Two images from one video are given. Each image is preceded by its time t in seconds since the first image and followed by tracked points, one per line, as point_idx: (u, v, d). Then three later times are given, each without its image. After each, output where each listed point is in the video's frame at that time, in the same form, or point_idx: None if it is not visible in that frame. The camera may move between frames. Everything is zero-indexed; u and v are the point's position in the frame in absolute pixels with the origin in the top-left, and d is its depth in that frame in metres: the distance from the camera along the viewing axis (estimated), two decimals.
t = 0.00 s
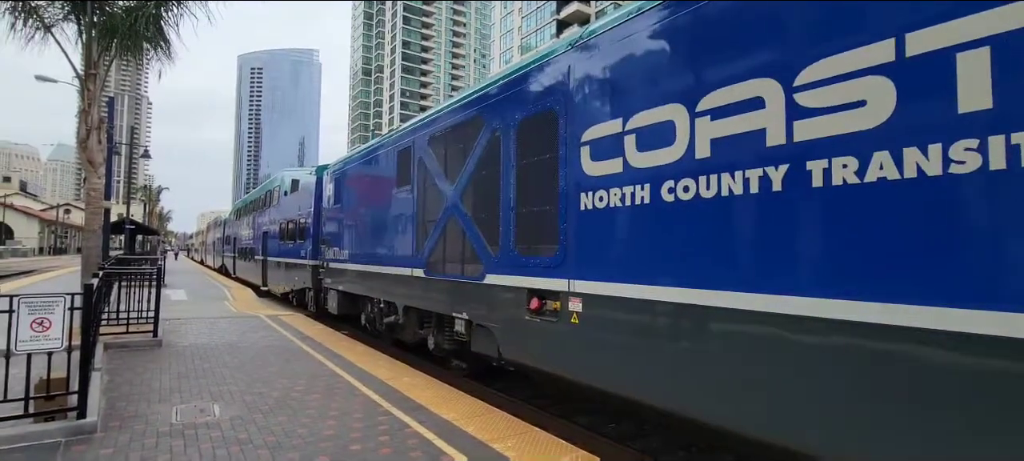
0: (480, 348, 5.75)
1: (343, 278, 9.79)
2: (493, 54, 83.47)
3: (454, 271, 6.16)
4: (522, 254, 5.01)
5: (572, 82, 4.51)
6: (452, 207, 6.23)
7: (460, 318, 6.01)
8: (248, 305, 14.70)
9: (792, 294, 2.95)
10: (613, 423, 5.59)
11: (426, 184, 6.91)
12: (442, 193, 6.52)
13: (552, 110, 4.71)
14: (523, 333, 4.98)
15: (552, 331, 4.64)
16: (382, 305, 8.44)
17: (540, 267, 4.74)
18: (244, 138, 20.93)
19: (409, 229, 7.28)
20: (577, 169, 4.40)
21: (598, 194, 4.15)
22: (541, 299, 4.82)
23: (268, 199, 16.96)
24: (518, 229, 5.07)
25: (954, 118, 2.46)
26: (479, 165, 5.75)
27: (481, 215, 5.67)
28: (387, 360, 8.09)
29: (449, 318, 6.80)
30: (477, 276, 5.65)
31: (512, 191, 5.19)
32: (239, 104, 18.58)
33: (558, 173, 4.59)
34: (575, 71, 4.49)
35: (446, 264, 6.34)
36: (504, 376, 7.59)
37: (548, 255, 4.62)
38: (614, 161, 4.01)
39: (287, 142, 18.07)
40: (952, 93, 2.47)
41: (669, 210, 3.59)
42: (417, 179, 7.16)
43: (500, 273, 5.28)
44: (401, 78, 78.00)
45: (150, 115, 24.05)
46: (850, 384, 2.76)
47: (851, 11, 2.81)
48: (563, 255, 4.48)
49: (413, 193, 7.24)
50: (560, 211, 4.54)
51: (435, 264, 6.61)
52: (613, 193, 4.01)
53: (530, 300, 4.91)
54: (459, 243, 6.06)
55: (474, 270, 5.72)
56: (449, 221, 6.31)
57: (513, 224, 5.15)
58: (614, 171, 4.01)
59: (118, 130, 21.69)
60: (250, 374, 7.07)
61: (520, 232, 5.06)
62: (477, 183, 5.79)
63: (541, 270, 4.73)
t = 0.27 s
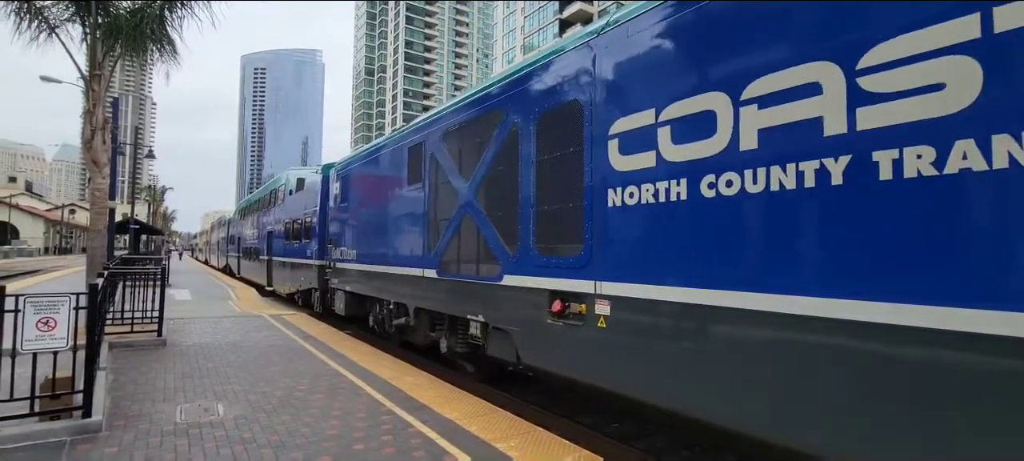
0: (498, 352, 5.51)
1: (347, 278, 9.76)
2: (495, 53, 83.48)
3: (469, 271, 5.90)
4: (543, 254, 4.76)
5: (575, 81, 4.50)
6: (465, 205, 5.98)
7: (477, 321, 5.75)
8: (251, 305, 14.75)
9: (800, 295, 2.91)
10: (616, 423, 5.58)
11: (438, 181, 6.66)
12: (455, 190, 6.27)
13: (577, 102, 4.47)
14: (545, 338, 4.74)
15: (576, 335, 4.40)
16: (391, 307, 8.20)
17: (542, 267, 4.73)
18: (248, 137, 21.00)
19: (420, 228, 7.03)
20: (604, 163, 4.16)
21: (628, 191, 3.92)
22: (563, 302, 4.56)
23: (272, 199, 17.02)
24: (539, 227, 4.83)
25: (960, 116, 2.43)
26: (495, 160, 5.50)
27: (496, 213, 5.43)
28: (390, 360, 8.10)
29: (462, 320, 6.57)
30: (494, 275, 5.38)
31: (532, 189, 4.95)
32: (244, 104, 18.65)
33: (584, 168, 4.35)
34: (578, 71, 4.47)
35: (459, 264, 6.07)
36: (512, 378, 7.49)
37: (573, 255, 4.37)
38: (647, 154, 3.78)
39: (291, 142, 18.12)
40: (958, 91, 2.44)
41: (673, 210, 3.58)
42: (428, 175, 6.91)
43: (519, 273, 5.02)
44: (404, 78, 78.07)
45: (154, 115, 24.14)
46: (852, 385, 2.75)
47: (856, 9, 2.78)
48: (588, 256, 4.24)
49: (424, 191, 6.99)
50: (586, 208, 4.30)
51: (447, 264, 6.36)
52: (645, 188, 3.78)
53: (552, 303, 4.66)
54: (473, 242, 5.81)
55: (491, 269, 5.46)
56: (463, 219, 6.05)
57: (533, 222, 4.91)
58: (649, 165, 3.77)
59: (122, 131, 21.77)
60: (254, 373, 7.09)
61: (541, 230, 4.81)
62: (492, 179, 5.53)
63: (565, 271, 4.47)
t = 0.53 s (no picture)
0: (514, 356, 5.29)
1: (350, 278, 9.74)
2: (497, 53, 83.47)
3: (482, 271, 5.68)
4: (564, 254, 4.54)
5: (577, 81, 4.50)
6: (479, 202, 5.77)
7: (492, 323, 5.53)
8: (254, 305, 14.79)
9: (809, 295, 2.89)
10: (618, 423, 5.57)
11: (449, 179, 6.45)
12: (467, 187, 6.06)
13: (601, 93, 4.24)
14: (565, 343, 4.55)
15: (600, 339, 4.18)
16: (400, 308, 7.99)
17: (545, 267, 4.73)
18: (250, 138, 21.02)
19: (430, 226, 6.83)
20: (632, 157, 3.93)
21: (659, 186, 3.69)
22: (587, 304, 4.34)
23: (274, 199, 17.07)
24: (559, 225, 4.62)
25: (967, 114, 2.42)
26: (511, 156, 5.29)
27: (512, 211, 5.23)
28: (392, 359, 8.11)
29: (475, 322, 6.36)
30: (512, 276, 5.15)
31: (552, 185, 4.73)
32: (246, 104, 18.67)
33: (609, 164, 4.13)
34: (580, 70, 4.47)
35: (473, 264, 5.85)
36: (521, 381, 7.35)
37: (598, 255, 4.14)
38: (682, 146, 3.55)
39: (293, 142, 18.13)
40: (962, 90, 2.44)
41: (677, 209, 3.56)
42: (439, 172, 6.69)
43: (538, 274, 4.81)
44: (406, 78, 78.09)
45: (156, 116, 24.19)
46: (854, 385, 2.75)
47: (858, 7, 2.77)
48: (615, 255, 4.01)
49: (435, 188, 6.78)
50: (612, 205, 4.07)
51: (459, 264, 6.15)
52: (679, 184, 3.55)
53: (575, 306, 4.43)
54: (488, 241, 5.60)
55: (508, 270, 5.24)
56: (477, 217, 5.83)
57: (553, 220, 4.69)
58: (684, 158, 3.53)
59: (125, 131, 21.83)
60: (257, 373, 7.10)
61: (563, 229, 4.58)
62: (508, 176, 5.33)
63: (589, 271, 4.24)
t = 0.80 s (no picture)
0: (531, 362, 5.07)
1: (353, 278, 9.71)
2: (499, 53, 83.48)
3: (498, 272, 5.47)
4: (586, 255, 4.33)
5: (579, 81, 4.50)
6: (493, 201, 5.59)
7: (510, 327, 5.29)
8: (256, 304, 14.82)
9: (815, 295, 2.86)
10: (620, 423, 5.57)
11: (461, 176, 6.25)
12: (480, 185, 5.85)
13: (628, 83, 4.01)
14: (586, 349, 4.34)
15: (627, 344, 3.96)
16: (409, 310, 7.83)
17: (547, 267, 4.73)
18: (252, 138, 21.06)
19: (441, 226, 6.63)
20: (664, 151, 3.69)
21: (694, 182, 3.46)
22: (613, 307, 4.12)
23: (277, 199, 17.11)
24: (581, 224, 4.41)
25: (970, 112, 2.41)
26: (527, 152, 5.10)
27: (529, 210, 5.03)
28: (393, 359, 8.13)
29: (489, 324, 6.19)
30: (531, 277, 4.93)
31: (573, 181, 4.51)
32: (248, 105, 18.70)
33: (636, 158, 3.91)
34: (582, 69, 4.49)
35: (488, 265, 5.64)
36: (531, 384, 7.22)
37: (626, 256, 3.90)
38: (718, 138, 3.34)
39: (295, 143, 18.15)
40: (966, 89, 2.42)
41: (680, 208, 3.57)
42: (450, 169, 6.49)
43: (558, 276, 4.60)
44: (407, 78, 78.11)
45: (159, 116, 24.29)
46: (852, 387, 2.75)
47: (858, 7, 2.77)
48: (645, 256, 3.78)
49: (446, 185, 6.56)
50: (640, 202, 3.85)
51: (471, 264, 5.96)
52: (717, 179, 3.33)
53: (599, 309, 4.21)
54: (503, 241, 5.41)
55: (527, 270, 5.01)
56: (491, 216, 5.62)
57: (574, 219, 4.48)
58: (723, 151, 3.32)
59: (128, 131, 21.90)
60: (259, 372, 7.12)
61: (585, 228, 4.37)
62: (523, 172, 5.14)
63: (614, 273, 4.02)
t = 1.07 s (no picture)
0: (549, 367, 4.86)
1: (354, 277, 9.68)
2: (500, 53, 83.48)
3: (513, 273, 5.25)
4: (611, 255, 4.11)
5: (580, 81, 4.51)
6: (507, 198, 5.37)
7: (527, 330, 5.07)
8: (257, 304, 14.83)
9: (818, 295, 2.85)
10: (621, 423, 5.57)
11: (472, 173, 6.03)
12: (493, 182, 5.63)
13: (658, 72, 3.77)
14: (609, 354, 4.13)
15: (655, 349, 3.74)
16: (418, 312, 7.64)
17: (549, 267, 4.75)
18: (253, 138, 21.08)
19: (451, 225, 6.41)
20: (698, 143, 3.47)
21: (732, 176, 3.24)
22: (639, 310, 3.90)
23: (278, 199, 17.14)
24: (604, 222, 4.21)
25: (971, 112, 2.42)
26: (545, 147, 4.88)
27: (545, 207, 4.84)
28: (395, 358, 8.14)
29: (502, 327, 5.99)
30: (551, 278, 4.71)
31: (595, 177, 4.32)
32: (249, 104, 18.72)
33: (667, 152, 3.69)
34: (582, 69, 4.49)
35: (502, 265, 5.43)
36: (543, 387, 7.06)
37: (655, 255, 3.68)
38: (762, 129, 3.13)
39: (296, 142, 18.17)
40: (969, 88, 2.43)
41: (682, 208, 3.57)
42: (462, 166, 6.26)
43: (580, 277, 4.38)
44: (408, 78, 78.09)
45: (161, 116, 24.32)
46: (851, 388, 2.76)
47: (858, 6, 2.78)
48: (677, 255, 3.56)
49: (457, 182, 6.33)
50: (672, 198, 3.63)
51: (483, 265, 5.75)
52: (758, 173, 3.13)
53: (625, 312, 3.99)
54: (518, 240, 5.21)
55: (545, 271, 4.80)
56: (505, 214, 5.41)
57: (597, 217, 4.27)
58: (767, 142, 3.10)
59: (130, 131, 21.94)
60: (260, 372, 7.13)
61: (609, 227, 4.16)
62: (539, 169, 4.94)
63: (642, 274, 3.79)
